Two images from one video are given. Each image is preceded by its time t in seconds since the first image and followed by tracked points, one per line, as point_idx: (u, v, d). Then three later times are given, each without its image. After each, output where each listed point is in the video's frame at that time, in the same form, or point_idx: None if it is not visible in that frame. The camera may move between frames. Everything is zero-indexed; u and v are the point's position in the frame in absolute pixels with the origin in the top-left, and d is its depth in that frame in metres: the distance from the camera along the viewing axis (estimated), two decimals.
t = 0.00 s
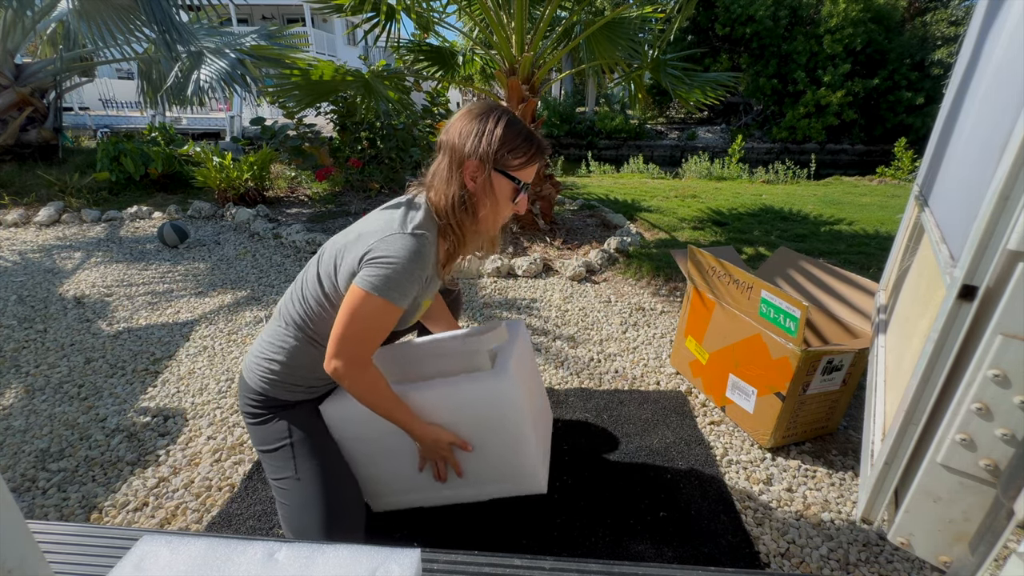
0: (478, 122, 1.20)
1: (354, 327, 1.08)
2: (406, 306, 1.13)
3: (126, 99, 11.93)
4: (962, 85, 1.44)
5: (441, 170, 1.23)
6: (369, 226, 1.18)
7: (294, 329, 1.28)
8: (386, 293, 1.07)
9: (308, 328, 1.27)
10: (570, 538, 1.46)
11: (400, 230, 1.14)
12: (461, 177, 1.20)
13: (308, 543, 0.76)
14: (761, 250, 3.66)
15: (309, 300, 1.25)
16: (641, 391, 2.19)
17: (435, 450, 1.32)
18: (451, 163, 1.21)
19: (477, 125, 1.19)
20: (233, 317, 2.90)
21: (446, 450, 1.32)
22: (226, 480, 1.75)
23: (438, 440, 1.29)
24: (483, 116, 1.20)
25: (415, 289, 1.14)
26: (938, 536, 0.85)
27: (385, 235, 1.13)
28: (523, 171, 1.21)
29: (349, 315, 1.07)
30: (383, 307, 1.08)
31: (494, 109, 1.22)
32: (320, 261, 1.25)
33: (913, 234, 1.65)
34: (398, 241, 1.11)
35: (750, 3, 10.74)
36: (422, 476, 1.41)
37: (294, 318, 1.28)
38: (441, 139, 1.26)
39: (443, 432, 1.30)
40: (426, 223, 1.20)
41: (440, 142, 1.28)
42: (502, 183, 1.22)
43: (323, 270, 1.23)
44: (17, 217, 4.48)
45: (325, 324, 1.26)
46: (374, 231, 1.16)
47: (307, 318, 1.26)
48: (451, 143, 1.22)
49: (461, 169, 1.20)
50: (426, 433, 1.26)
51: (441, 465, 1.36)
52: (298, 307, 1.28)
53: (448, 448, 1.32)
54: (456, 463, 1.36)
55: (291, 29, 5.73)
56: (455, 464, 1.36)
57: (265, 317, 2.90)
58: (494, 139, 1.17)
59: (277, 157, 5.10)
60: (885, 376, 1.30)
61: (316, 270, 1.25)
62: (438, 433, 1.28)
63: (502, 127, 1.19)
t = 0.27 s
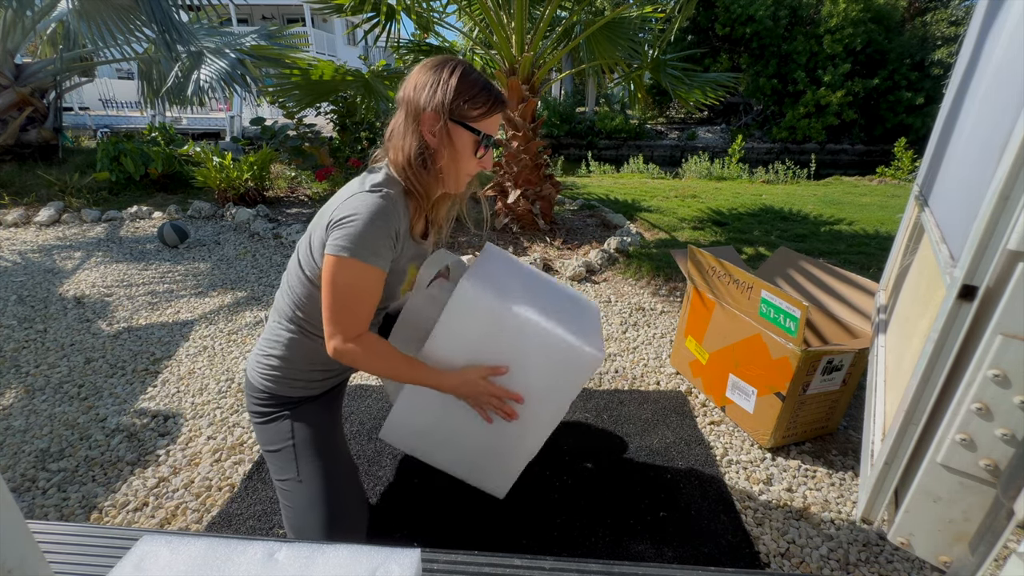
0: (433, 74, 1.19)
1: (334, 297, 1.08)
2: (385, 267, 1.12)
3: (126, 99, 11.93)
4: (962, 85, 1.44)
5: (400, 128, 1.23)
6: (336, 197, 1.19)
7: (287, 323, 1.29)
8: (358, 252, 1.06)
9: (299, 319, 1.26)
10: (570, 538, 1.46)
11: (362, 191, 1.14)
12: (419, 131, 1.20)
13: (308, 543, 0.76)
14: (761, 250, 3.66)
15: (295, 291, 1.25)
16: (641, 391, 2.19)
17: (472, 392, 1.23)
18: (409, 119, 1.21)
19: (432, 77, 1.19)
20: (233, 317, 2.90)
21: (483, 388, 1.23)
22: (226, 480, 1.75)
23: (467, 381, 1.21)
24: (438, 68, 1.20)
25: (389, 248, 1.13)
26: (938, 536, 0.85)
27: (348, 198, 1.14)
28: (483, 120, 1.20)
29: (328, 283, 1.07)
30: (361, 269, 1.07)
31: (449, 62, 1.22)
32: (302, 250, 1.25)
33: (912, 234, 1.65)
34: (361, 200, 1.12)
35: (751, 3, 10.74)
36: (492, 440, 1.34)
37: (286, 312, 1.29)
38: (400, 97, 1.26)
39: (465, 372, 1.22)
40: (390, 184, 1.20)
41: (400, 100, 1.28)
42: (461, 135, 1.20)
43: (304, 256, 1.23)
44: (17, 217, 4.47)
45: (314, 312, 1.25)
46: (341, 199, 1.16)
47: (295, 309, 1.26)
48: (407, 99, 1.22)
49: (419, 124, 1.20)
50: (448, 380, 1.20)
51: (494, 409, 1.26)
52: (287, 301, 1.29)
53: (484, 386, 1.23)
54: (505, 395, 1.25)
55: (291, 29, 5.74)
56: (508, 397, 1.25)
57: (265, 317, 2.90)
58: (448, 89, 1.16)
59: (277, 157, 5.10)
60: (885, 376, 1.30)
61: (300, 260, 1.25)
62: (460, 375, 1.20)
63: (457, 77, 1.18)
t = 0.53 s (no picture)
0: (424, 94, 1.20)
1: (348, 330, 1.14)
2: (391, 293, 1.15)
3: (126, 99, 11.93)
4: (962, 86, 1.44)
5: (395, 148, 1.24)
6: (332, 225, 1.20)
7: (286, 332, 1.30)
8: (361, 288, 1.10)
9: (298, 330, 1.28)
10: (570, 538, 1.46)
11: (355, 223, 1.15)
12: (413, 151, 1.21)
13: (308, 542, 0.76)
14: (761, 251, 3.66)
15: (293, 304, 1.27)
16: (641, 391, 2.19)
17: (500, 387, 1.28)
18: (402, 140, 1.22)
19: (423, 96, 1.19)
20: (233, 317, 2.90)
21: (509, 380, 1.27)
22: (226, 480, 1.75)
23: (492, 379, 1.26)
24: (429, 87, 1.20)
25: (391, 275, 1.15)
26: (938, 537, 0.85)
27: (342, 231, 1.15)
28: (475, 137, 1.20)
29: (341, 319, 1.13)
30: (366, 301, 1.11)
31: (441, 79, 1.22)
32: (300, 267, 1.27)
33: (912, 234, 1.65)
34: (353, 234, 1.13)
35: (751, 3, 10.74)
36: (537, 425, 1.38)
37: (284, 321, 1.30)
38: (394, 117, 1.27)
39: (486, 372, 1.27)
40: (383, 204, 1.21)
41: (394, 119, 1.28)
42: (454, 153, 1.21)
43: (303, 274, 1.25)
44: (17, 217, 4.47)
45: (314, 325, 1.27)
46: (336, 228, 1.17)
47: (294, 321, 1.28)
48: (400, 119, 1.23)
49: (413, 143, 1.20)
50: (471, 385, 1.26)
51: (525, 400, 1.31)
52: (286, 311, 1.30)
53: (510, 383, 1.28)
54: (533, 383, 1.29)
55: (291, 29, 5.73)
56: (533, 387, 1.29)
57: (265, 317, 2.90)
58: (440, 109, 1.16)
59: (276, 157, 5.10)
60: (885, 376, 1.30)
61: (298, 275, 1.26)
62: (483, 377, 1.26)
63: (448, 95, 1.18)
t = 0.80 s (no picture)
0: (452, 121, 1.18)
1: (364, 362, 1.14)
2: (404, 325, 1.15)
3: (126, 99, 11.93)
4: (962, 86, 1.44)
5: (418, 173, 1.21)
6: (347, 247, 1.17)
7: (289, 337, 1.29)
8: (376, 322, 1.10)
9: (303, 336, 1.27)
10: (570, 538, 1.47)
11: (372, 253, 1.12)
12: (437, 179, 1.19)
13: (308, 542, 0.76)
14: (761, 251, 3.66)
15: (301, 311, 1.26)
16: (641, 391, 2.19)
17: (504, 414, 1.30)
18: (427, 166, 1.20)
19: (452, 126, 1.17)
20: (233, 317, 2.90)
21: (515, 408, 1.30)
22: (226, 480, 1.75)
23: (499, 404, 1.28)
24: (458, 116, 1.18)
25: (406, 306, 1.15)
26: (938, 536, 0.85)
27: (360, 258, 1.12)
28: (501, 169, 1.18)
29: (355, 349, 1.13)
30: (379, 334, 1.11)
31: (469, 108, 1.19)
32: (308, 274, 1.25)
33: (913, 234, 1.65)
34: (372, 266, 1.10)
35: (750, 3, 10.74)
36: (534, 449, 1.40)
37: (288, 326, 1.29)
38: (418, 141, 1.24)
39: (493, 399, 1.28)
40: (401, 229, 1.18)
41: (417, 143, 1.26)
42: (479, 183, 1.19)
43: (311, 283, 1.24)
44: (17, 217, 4.47)
45: (321, 333, 1.27)
46: (352, 252, 1.15)
47: (300, 327, 1.27)
48: (425, 145, 1.20)
49: (437, 170, 1.18)
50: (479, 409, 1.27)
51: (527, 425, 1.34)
52: (291, 316, 1.29)
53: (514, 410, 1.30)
54: (538, 408, 1.33)
55: (291, 29, 5.73)
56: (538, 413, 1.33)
57: (265, 317, 2.90)
58: (469, 140, 1.15)
59: (276, 158, 5.09)
60: (885, 376, 1.30)
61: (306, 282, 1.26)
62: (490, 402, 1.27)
63: (477, 126, 1.16)
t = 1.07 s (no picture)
0: (481, 122, 1.18)
1: (350, 350, 1.09)
2: (407, 321, 1.13)
3: (126, 98, 11.93)
4: (962, 86, 1.44)
5: (440, 169, 1.21)
6: (363, 237, 1.15)
7: (295, 331, 1.27)
8: (383, 310, 1.07)
9: (310, 330, 1.25)
10: (570, 538, 1.47)
11: (391, 242, 1.11)
12: (461, 178, 1.19)
13: (308, 543, 0.76)
14: (761, 251, 3.66)
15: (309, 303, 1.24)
16: (641, 391, 2.19)
17: (479, 420, 1.29)
18: (451, 163, 1.20)
19: (482, 125, 1.18)
20: (233, 317, 2.90)
21: (482, 414, 1.29)
22: (226, 480, 1.75)
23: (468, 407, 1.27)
24: (488, 117, 1.18)
25: (415, 301, 1.13)
26: (939, 536, 0.85)
27: (378, 248, 1.11)
28: (524, 176, 1.20)
29: (351, 335, 1.08)
30: (378, 323, 1.07)
31: (501, 110, 1.21)
32: (319, 264, 1.23)
33: (913, 233, 1.65)
34: (391, 255, 1.09)
35: (750, 3, 10.74)
36: (516, 451, 1.38)
37: (295, 320, 1.27)
38: (442, 134, 1.24)
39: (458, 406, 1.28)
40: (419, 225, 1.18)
41: (441, 136, 1.25)
42: (501, 187, 1.21)
43: (323, 273, 1.21)
44: (17, 217, 4.47)
45: (328, 326, 1.24)
46: (368, 242, 1.13)
47: (307, 320, 1.25)
48: (450, 141, 1.20)
49: (461, 170, 1.18)
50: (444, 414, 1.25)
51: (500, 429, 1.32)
52: (298, 309, 1.27)
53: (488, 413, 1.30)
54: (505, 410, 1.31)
55: (291, 29, 5.73)
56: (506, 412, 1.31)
57: (265, 317, 2.90)
58: (498, 142, 1.16)
59: (277, 157, 5.09)
60: (885, 376, 1.30)
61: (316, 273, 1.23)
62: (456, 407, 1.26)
63: (507, 130, 1.18)
